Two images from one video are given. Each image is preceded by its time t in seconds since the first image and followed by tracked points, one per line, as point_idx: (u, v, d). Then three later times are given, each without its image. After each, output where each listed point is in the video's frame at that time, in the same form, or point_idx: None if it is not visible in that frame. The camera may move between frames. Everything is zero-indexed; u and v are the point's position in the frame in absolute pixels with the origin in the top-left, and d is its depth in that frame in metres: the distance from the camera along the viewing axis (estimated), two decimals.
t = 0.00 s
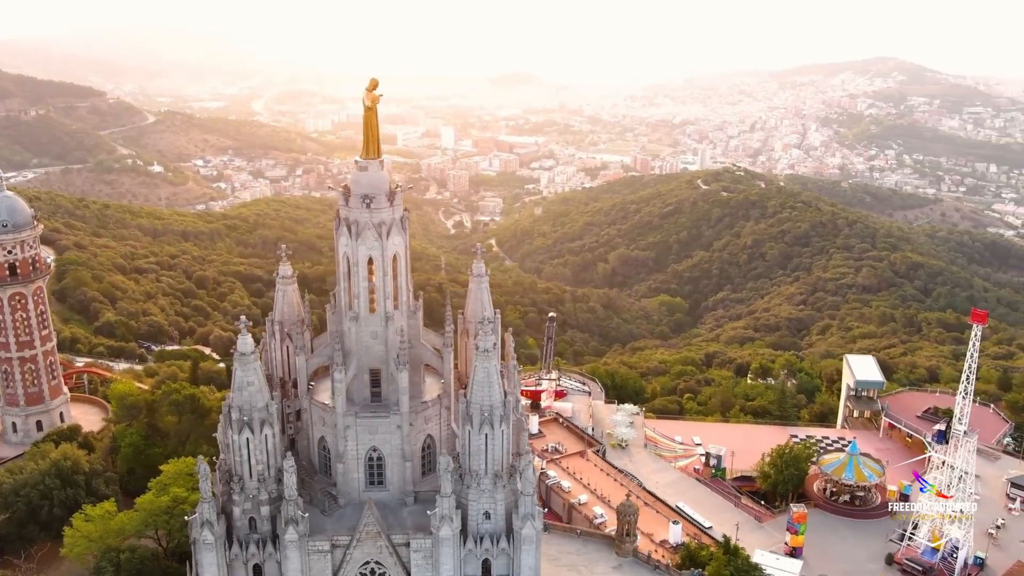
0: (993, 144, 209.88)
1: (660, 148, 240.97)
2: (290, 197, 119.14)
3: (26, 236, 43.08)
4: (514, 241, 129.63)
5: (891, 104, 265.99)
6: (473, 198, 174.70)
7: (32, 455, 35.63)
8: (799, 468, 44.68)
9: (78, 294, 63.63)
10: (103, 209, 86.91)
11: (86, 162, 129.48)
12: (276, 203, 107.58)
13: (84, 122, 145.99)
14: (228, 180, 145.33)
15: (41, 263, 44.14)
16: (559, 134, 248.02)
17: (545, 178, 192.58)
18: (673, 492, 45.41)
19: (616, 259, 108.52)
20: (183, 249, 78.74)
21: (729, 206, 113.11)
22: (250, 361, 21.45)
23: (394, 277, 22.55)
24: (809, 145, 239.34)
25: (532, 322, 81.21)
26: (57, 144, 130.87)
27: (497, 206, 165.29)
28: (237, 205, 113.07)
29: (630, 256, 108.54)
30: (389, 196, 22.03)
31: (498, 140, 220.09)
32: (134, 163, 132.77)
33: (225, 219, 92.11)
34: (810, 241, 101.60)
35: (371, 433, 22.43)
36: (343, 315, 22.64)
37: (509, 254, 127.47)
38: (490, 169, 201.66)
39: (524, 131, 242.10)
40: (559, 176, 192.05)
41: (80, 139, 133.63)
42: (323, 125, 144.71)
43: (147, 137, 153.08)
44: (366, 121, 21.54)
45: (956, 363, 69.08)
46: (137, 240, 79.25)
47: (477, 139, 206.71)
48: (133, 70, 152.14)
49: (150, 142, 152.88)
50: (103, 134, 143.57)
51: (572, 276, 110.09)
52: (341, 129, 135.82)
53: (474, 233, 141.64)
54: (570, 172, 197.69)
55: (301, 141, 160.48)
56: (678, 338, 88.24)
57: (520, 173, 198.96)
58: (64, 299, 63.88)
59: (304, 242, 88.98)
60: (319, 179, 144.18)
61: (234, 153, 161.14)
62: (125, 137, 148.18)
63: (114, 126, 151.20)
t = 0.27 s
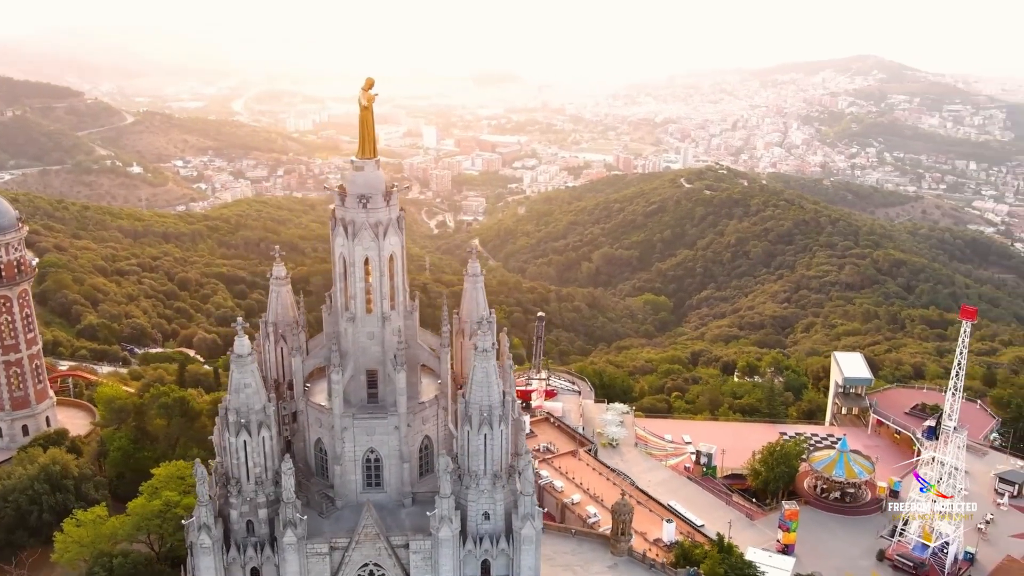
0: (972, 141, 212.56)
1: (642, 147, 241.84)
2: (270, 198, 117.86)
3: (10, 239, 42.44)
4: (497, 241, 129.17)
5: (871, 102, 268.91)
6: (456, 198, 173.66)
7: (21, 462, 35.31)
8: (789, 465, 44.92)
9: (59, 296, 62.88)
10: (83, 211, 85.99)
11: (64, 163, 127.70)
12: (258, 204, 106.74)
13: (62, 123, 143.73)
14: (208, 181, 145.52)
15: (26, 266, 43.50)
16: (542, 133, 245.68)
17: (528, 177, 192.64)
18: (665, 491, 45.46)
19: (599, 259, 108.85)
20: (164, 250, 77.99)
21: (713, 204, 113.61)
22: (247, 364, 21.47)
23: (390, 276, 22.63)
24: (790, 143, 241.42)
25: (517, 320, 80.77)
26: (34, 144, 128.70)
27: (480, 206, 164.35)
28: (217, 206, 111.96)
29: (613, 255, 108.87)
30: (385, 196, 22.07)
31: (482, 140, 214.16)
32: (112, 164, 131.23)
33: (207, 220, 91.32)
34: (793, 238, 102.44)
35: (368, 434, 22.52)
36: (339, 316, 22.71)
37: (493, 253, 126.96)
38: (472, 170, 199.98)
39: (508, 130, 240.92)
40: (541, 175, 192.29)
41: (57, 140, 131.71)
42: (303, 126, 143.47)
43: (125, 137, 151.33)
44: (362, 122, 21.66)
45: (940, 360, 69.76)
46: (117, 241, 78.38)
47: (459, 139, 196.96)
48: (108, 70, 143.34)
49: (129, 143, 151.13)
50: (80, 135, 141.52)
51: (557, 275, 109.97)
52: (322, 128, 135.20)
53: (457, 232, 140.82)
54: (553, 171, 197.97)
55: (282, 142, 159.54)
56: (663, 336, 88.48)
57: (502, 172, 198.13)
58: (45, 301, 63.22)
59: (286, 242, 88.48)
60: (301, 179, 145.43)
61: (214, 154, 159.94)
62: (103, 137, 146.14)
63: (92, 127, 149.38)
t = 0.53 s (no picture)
0: (953, 138, 214.80)
1: (625, 146, 242.27)
2: (251, 199, 116.59)
3: None
4: (480, 240, 128.39)
5: (852, 100, 271.21)
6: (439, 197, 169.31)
7: (9, 466, 34.94)
8: (780, 463, 45.19)
9: (39, 299, 62.17)
10: (62, 213, 85.13)
11: (42, 164, 125.94)
12: (239, 204, 105.93)
13: (39, 124, 141.99)
14: (188, 181, 140.22)
15: (11, 268, 42.89)
16: (525, 133, 240.14)
17: (512, 177, 192.34)
18: (657, 489, 45.58)
19: (584, 258, 108.97)
20: (146, 251, 77.37)
21: (696, 203, 114.04)
22: (244, 367, 21.46)
23: (388, 277, 22.61)
24: (772, 142, 243.10)
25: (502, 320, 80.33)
26: (10, 145, 126.67)
27: (464, 206, 161.94)
28: (197, 207, 110.80)
29: (597, 254, 109.07)
30: (382, 196, 22.10)
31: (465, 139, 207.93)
32: (91, 165, 129.66)
33: (188, 221, 90.54)
34: (776, 237, 102.93)
35: (366, 436, 22.49)
36: (336, 318, 22.71)
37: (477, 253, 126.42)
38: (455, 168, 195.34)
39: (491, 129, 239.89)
40: (525, 174, 192.05)
41: (34, 141, 129.87)
42: (285, 126, 145.18)
43: (104, 138, 148.10)
44: (358, 122, 21.68)
45: (925, 356, 70.32)
46: (97, 243, 77.60)
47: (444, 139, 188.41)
48: (89, 70, 142.18)
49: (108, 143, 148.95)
50: (57, 136, 139.40)
51: (541, 274, 109.78)
52: (304, 129, 140.31)
53: (441, 232, 139.92)
54: (536, 170, 197.90)
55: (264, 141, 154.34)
56: (648, 335, 88.59)
57: (485, 172, 197.28)
58: (25, 304, 62.44)
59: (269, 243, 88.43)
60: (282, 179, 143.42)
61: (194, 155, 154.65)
62: (81, 138, 143.94)
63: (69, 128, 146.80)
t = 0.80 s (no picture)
0: (933, 136, 216.93)
1: (607, 145, 242.71)
2: (232, 200, 115.28)
3: None
4: (464, 240, 127.29)
5: (833, 99, 273.68)
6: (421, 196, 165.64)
7: None
8: (772, 461, 45.39)
9: (20, 302, 61.53)
10: (41, 214, 84.42)
11: (19, 165, 124.26)
12: (222, 205, 105.22)
13: (17, 124, 142.02)
14: (168, 182, 140.48)
15: None
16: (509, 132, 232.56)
17: (495, 176, 191.87)
18: (649, 488, 45.68)
19: (568, 257, 109.13)
20: (127, 253, 76.85)
21: (680, 202, 114.43)
22: (243, 369, 21.53)
23: (385, 277, 22.77)
24: (754, 141, 244.69)
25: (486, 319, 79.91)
26: None
27: (447, 206, 159.87)
28: (177, 208, 109.69)
29: (582, 253, 109.29)
30: (379, 197, 22.32)
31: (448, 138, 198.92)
32: (69, 167, 128.29)
33: (169, 222, 89.89)
34: (760, 235, 103.34)
35: (365, 436, 22.55)
36: (334, 319, 22.80)
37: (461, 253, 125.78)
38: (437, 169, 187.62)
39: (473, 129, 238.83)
40: (508, 174, 191.69)
41: (11, 142, 128.13)
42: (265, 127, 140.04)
43: (83, 139, 146.97)
44: (355, 123, 21.91)
45: (910, 353, 70.97)
46: (77, 245, 76.95)
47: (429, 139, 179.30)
48: (65, 70, 137.90)
49: (86, 145, 146.60)
50: (33, 136, 137.23)
51: (526, 274, 109.63)
52: (284, 129, 135.85)
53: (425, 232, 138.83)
54: (519, 170, 197.76)
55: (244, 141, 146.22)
56: (633, 334, 88.70)
57: (468, 172, 195.83)
58: (5, 307, 61.80)
59: (252, 245, 88.40)
60: (264, 180, 140.27)
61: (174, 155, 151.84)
62: (59, 139, 141.41)
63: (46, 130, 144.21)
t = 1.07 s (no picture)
0: (914, 134, 218.80)
1: (590, 144, 242.80)
2: (213, 201, 113.78)
3: None
4: (448, 240, 126.07)
5: (815, 97, 275.55)
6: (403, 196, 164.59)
7: None
8: (763, 459, 45.61)
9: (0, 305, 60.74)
10: (20, 216, 83.45)
11: None
12: (204, 206, 104.38)
13: None
14: (149, 183, 133.72)
15: None
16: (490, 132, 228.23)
17: (478, 175, 191.15)
18: (641, 487, 45.81)
19: (552, 256, 109.11)
20: (109, 255, 76.30)
21: (664, 200, 114.76)
22: (242, 371, 21.43)
23: (383, 277, 22.76)
24: (737, 139, 245.80)
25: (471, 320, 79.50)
26: None
27: (430, 206, 158.63)
28: (157, 209, 108.34)
29: (566, 253, 109.29)
30: (377, 197, 22.30)
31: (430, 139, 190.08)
32: (47, 167, 126.26)
33: (150, 224, 89.14)
34: (744, 233, 103.73)
35: (364, 438, 22.48)
36: (332, 320, 22.75)
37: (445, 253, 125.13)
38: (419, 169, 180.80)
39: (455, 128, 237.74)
40: (491, 173, 191.04)
41: None
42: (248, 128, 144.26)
43: (61, 139, 139.78)
44: (352, 123, 21.88)
45: (895, 350, 71.52)
46: (56, 246, 76.15)
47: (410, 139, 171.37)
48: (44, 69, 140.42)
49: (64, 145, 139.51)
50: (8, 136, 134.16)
51: (510, 273, 109.32)
52: (265, 129, 141.34)
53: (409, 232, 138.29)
54: (502, 169, 197.45)
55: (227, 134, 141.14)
56: (619, 333, 88.71)
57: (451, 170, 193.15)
58: None
59: (235, 245, 87.70)
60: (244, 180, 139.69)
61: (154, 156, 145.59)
62: (36, 140, 135.63)
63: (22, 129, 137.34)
